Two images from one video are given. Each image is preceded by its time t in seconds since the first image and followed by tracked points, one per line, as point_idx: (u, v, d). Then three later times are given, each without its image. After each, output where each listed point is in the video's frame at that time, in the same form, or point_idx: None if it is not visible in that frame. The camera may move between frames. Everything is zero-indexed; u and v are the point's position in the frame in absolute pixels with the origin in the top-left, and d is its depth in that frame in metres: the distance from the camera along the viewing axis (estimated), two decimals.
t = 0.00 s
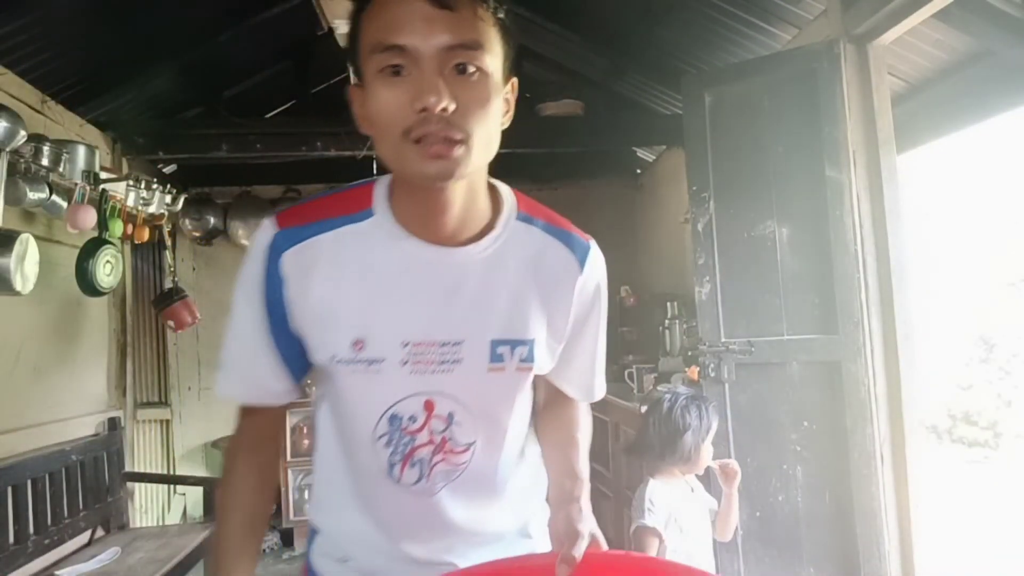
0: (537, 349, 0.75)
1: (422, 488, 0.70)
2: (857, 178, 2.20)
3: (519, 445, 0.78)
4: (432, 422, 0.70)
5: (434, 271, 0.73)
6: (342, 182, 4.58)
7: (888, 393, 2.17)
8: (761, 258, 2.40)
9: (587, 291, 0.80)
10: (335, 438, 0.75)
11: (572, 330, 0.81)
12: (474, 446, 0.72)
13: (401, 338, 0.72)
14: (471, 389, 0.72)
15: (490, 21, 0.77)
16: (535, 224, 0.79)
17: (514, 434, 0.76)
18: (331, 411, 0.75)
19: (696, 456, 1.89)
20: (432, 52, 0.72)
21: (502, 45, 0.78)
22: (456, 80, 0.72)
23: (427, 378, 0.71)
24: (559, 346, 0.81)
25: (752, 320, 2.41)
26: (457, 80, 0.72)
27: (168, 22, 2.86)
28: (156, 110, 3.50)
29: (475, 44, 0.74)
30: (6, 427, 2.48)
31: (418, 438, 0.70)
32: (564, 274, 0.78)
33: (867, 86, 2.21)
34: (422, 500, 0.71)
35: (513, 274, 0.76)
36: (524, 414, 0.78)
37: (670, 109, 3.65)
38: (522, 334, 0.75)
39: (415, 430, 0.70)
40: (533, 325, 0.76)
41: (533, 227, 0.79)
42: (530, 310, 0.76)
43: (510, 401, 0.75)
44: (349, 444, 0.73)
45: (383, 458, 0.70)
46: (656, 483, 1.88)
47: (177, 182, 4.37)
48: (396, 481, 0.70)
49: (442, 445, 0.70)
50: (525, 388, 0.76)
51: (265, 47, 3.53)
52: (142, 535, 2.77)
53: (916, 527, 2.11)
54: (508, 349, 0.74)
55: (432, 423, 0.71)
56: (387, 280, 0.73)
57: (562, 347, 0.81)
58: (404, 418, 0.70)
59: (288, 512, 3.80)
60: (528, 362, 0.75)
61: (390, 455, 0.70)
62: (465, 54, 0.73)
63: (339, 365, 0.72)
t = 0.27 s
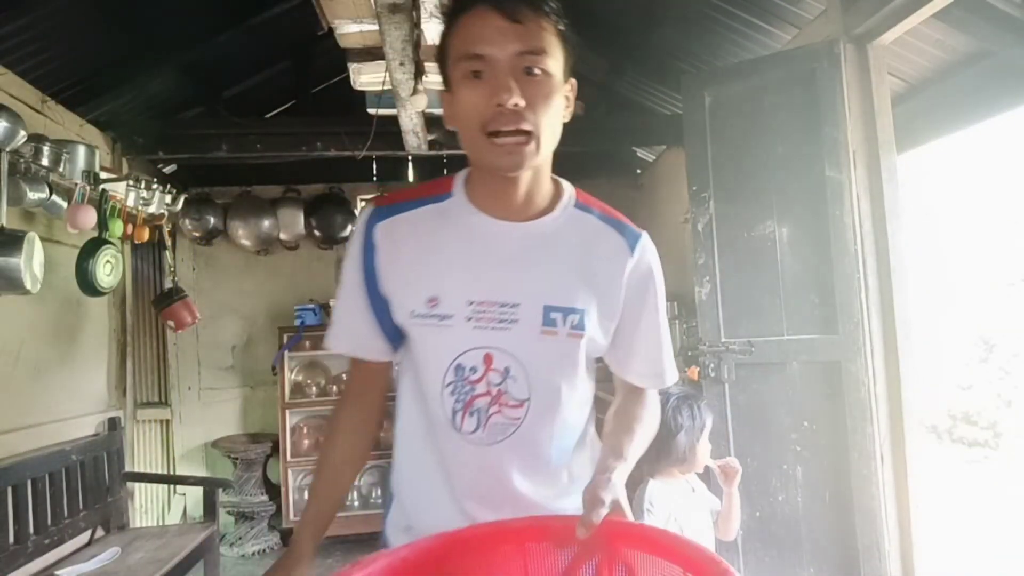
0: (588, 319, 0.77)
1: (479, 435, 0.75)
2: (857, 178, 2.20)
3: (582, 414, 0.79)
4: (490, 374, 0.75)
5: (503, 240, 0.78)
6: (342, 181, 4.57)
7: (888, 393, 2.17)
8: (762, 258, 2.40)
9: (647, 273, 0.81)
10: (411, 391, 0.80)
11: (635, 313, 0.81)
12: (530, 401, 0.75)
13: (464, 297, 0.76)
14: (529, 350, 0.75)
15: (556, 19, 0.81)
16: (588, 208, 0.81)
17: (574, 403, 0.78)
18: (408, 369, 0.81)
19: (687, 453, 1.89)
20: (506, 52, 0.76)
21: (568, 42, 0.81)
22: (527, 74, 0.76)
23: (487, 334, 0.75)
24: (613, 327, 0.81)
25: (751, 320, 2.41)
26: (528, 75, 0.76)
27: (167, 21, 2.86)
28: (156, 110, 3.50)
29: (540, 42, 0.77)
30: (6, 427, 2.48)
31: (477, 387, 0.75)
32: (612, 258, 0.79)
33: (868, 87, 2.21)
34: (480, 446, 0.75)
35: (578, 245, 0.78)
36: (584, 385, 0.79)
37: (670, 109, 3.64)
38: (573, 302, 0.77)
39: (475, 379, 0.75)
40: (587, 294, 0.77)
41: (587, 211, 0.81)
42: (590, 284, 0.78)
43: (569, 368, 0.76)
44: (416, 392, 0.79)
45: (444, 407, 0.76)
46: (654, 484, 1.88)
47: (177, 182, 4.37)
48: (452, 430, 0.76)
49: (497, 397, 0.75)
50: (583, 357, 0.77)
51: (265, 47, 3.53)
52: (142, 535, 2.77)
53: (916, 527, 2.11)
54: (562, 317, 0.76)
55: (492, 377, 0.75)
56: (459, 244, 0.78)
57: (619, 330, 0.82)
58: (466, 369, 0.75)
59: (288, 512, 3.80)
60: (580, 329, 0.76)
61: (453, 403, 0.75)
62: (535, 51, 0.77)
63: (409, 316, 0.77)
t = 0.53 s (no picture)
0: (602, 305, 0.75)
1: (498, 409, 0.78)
2: (857, 177, 2.19)
3: (605, 403, 0.78)
4: (508, 351, 0.77)
5: (530, 227, 0.80)
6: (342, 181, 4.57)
7: (888, 394, 2.16)
8: (762, 258, 2.40)
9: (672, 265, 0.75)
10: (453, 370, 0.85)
11: (661, 307, 0.75)
12: (547, 381, 0.76)
13: (492, 278, 0.80)
14: (548, 333, 0.76)
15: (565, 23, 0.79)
16: (615, 205, 0.79)
17: (595, 391, 0.77)
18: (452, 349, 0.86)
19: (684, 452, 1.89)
20: (519, 73, 0.77)
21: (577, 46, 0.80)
22: (542, 93, 0.76)
23: (507, 313, 0.78)
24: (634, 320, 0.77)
25: (752, 320, 2.42)
26: (543, 93, 0.76)
27: (167, 21, 2.86)
28: (155, 110, 3.49)
29: (551, 57, 0.77)
30: (6, 427, 2.48)
31: (496, 362, 0.78)
32: (628, 246, 0.76)
33: (868, 86, 2.21)
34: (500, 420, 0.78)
35: (599, 231, 0.77)
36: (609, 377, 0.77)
37: (670, 109, 3.65)
38: (591, 287, 0.76)
39: (496, 355, 0.78)
40: (603, 282, 0.76)
41: (613, 206, 0.79)
42: (607, 270, 0.76)
43: (584, 352, 0.76)
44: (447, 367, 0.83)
45: (467, 379, 0.80)
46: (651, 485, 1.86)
47: (178, 182, 4.38)
48: (474, 403, 0.80)
49: (515, 373, 0.77)
50: (599, 345, 0.76)
51: (265, 47, 3.53)
52: (142, 535, 2.77)
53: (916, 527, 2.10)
54: (577, 300, 0.76)
55: (510, 355, 0.77)
56: (491, 231, 0.82)
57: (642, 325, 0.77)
58: (489, 344, 0.78)
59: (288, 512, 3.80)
60: (593, 314, 0.75)
61: (477, 376, 0.79)
62: (548, 69, 0.77)
63: (445, 296, 0.83)
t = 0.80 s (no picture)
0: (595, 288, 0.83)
1: (504, 385, 0.88)
2: (857, 178, 2.19)
3: (610, 383, 0.83)
4: (513, 334, 0.88)
5: (541, 228, 0.91)
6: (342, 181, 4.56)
7: (888, 394, 2.16)
8: (762, 258, 2.40)
9: (660, 241, 0.81)
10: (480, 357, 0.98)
11: (653, 283, 0.80)
12: (546, 359, 0.85)
13: (504, 272, 0.91)
14: (547, 315, 0.86)
15: (524, 59, 0.85)
16: (616, 198, 0.87)
17: (595, 369, 0.83)
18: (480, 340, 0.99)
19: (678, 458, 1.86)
20: (489, 120, 0.85)
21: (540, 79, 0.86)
22: (513, 134, 0.85)
23: (514, 300, 0.89)
24: (636, 305, 0.82)
25: (751, 320, 2.42)
26: (514, 134, 0.85)
27: (168, 22, 2.86)
28: (155, 110, 3.50)
29: (515, 99, 0.84)
30: (7, 427, 2.48)
31: (504, 343, 0.89)
32: (623, 236, 0.83)
33: (868, 86, 2.21)
34: (505, 396, 0.88)
35: (595, 221, 0.86)
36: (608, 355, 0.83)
37: (670, 109, 3.64)
38: (585, 272, 0.84)
39: (504, 337, 0.89)
40: (598, 267, 0.83)
41: (612, 198, 0.87)
42: (598, 254, 0.84)
43: (580, 331, 0.83)
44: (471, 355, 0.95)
45: (485, 363, 0.91)
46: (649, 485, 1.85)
47: (178, 182, 4.38)
48: (493, 385, 0.90)
49: (520, 354, 0.87)
50: (595, 325, 0.83)
51: (264, 46, 3.54)
52: (142, 535, 2.77)
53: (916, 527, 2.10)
54: (572, 283, 0.85)
55: (517, 337, 0.88)
56: (509, 235, 0.94)
57: (641, 306, 0.82)
58: (498, 328, 0.90)
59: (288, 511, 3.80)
60: (587, 296, 0.83)
61: (491, 356, 0.90)
62: (515, 111, 0.84)
63: (470, 294, 0.96)
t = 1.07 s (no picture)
0: (583, 280, 0.90)
1: (506, 377, 0.95)
2: (857, 178, 2.19)
3: (602, 369, 0.90)
4: (511, 329, 0.95)
5: (536, 231, 0.98)
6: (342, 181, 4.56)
7: (888, 395, 2.16)
8: (762, 258, 2.40)
9: (640, 231, 0.88)
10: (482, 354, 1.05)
11: (636, 271, 0.88)
12: (539, 350, 0.92)
13: (500, 273, 0.99)
14: (539, 310, 0.93)
15: (506, 73, 0.93)
16: (600, 196, 0.95)
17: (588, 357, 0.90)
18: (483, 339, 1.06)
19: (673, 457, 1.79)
20: (477, 130, 0.94)
21: (523, 87, 0.94)
22: (500, 141, 0.94)
23: (512, 298, 0.96)
24: (623, 294, 0.89)
25: (752, 320, 2.42)
26: (500, 141, 0.94)
27: (168, 21, 2.86)
28: (155, 110, 3.49)
29: (500, 109, 0.93)
30: (6, 427, 2.48)
31: (503, 340, 0.96)
32: (604, 231, 0.91)
33: (868, 86, 2.21)
34: (507, 388, 0.95)
35: (583, 220, 0.94)
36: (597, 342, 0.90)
37: (670, 109, 3.64)
38: (573, 267, 0.92)
39: (503, 334, 0.96)
40: (584, 263, 0.91)
41: (597, 197, 0.95)
42: (586, 249, 0.91)
43: (572, 322, 0.90)
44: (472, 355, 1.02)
45: (488, 360, 0.98)
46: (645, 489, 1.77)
47: (178, 182, 4.38)
48: (495, 380, 0.97)
49: (517, 348, 0.94)
50: (586, 314, 0.90)
51: (265, 46, 3.54)
52: (142, 535, 2.77)
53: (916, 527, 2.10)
54: (562, 279, 0.92)
55: (514, 333, 0.95)
56: (506, 239, 1.01)
57: (628, 294, 0.89)
58: (498, 326, 0.97)
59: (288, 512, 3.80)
60: (575, 289, 0.91)
61: (492, 353, 0.97)
62: (500, 119, 0.93)
63: (471, 298, 1.03)
